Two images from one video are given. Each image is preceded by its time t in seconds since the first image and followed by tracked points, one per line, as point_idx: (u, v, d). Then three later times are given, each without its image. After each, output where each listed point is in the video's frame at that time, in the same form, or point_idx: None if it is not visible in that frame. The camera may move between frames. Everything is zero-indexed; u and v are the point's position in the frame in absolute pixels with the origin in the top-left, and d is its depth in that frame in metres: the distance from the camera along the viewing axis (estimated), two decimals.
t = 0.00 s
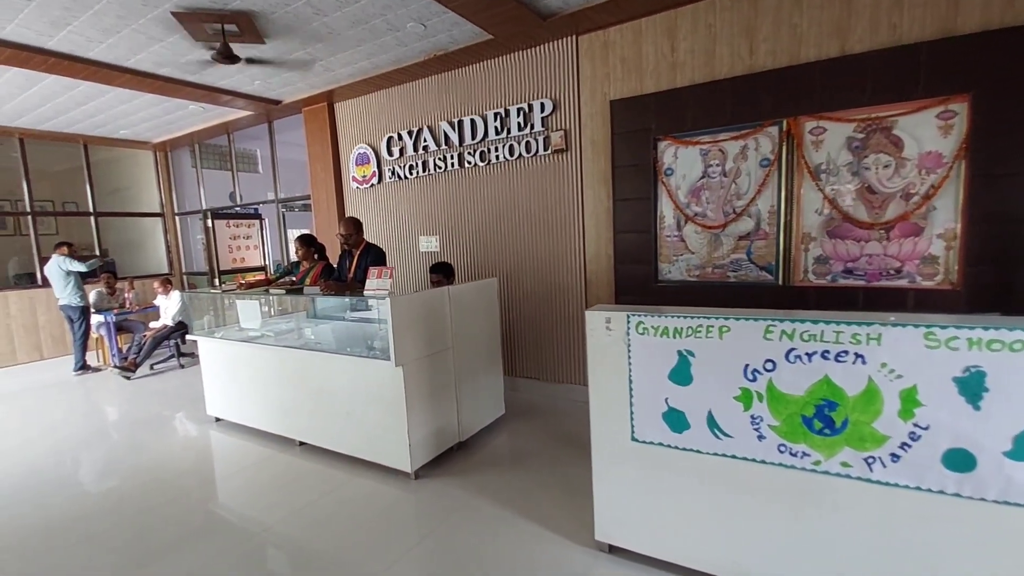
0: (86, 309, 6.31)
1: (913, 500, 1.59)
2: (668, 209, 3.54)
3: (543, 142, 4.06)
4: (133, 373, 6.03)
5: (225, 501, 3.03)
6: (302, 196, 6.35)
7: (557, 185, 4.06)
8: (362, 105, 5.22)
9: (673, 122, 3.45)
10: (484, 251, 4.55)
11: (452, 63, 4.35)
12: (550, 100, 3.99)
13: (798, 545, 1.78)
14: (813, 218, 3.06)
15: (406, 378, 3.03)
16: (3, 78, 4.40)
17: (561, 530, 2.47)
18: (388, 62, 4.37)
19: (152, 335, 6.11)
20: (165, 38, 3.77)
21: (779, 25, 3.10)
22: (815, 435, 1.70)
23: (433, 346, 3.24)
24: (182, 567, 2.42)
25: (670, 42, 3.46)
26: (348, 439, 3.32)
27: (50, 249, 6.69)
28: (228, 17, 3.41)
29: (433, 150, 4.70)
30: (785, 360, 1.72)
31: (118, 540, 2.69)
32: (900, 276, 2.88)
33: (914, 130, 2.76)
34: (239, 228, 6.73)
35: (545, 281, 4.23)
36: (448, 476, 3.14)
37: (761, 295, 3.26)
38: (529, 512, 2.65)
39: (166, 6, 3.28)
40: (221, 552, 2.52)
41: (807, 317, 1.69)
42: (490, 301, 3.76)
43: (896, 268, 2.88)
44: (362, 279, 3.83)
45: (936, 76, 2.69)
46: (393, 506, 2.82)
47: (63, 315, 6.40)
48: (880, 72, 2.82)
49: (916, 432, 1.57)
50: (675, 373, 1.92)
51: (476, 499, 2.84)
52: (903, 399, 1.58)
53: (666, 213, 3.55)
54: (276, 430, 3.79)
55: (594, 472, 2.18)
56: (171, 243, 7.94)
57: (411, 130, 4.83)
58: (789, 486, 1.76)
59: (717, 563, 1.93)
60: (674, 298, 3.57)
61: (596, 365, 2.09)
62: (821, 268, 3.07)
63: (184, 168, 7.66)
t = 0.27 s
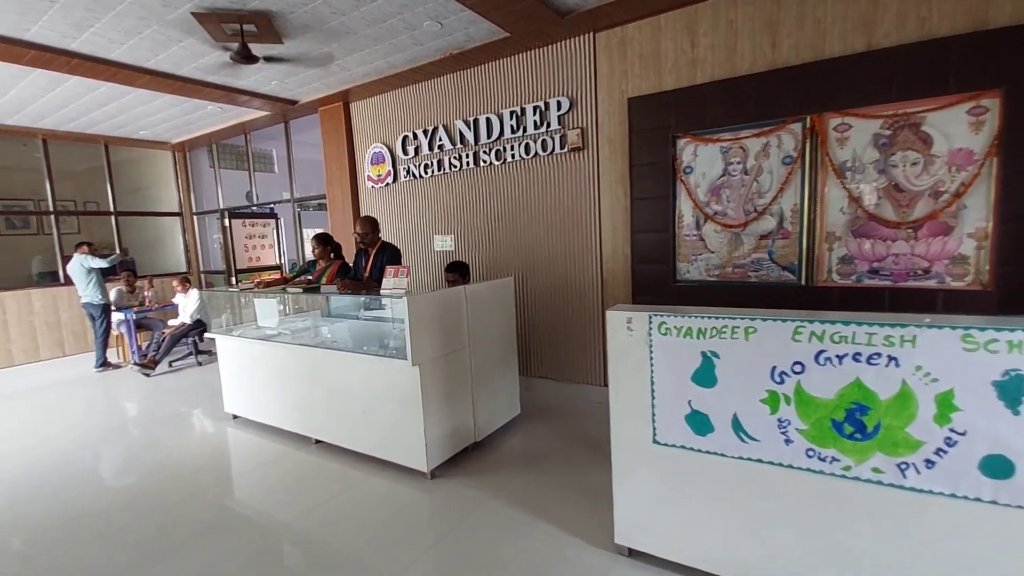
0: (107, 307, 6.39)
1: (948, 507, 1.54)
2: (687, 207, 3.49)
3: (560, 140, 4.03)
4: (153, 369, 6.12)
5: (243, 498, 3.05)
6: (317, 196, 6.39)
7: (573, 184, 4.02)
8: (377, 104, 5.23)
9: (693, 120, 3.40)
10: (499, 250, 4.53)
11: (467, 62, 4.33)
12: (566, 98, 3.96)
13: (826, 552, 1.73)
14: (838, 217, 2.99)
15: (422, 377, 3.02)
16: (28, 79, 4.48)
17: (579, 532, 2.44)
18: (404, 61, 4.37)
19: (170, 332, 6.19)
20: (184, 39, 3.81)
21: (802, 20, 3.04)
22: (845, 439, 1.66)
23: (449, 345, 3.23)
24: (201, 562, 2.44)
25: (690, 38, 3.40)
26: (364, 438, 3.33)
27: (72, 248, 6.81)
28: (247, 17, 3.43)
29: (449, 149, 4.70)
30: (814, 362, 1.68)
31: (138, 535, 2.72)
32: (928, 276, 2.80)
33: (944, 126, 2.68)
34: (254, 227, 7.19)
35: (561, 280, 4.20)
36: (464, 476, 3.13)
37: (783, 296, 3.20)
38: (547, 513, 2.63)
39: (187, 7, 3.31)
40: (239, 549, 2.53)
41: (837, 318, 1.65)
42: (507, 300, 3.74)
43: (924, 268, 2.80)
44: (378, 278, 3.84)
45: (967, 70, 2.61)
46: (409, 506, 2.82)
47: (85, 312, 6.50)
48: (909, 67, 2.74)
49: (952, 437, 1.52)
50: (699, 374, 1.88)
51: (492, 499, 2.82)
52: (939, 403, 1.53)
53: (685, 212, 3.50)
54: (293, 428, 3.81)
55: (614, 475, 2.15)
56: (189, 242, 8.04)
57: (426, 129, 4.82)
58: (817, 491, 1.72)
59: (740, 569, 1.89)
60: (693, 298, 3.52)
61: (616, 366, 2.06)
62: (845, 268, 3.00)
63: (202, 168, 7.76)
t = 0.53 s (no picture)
0: (134, 304, 6.56)
1: (988, 513, 1.49)
2: (710, 204, 3.44)
3: (579, 137, 4.00)
4: (178, 365, 6.25)
5: (266, 492, 3.09)
6: (336, 194, 6.44)
7: (593, 181, 3.99)
8: (396, 103, 5.25)
9: (716, 114, 3.34)
10: (518, 248, 4.52)
11: (486, 59, 4.32)
12: (586, 94, 3.92)
13: (858, 557, 1.69)
14: (867, 213, 2.92)
15: (442, 375, 3.02)
16: (59, 82, 4.60)
17: (600, 533, 2.42)
18: (423, 59, 4.38)
19: (195, 329, 6.32)
20: (208, 40, 3.87)
21: (830, 10, 2.96)
22: (879, 442, 1.61)
23: (469, 343, 3.23)
24: (226, 555, 2.48)
25: (714, 31, 3.34)
26: (385, 435, 3.35)
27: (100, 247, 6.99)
28: (269, 17, 3.47)
29: (467, 146, 4.69)
30: (847, 362, 1.64)
31: (166, 527, 2.78)
32: (962, 274, 2.71)
33: (980, 118, 2.59)
34: (275, 226, 7.29)
35: (581, 278, 4.17)
36: (483, 474, 3.13)
37: (809, 294, 3.13)
38: (567, 513, 2.61)
39: (211, 9, 3.36)
40: (263, 542, 2.57)
41: (871, 317, 1.60)
42: (526, 298, 3.72)
43: (958, 265, 2.71)
44: (398, 276, 3.86)
45: (1005, 60, 2.52)
46: (430, 503, 2.83)
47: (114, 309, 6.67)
48: (942, 57, 2.65)
49: (992, 440, 1.47)
50: (726, 374, 1.85)
51: (512, 497, 2.81)
52: (979, 405, 1.47)
53: (708, 208, 3.45)
54: (314, 424, 3.85)
55: (637, 475, 2.12)
56: (212, 241, 8.19)
57: (445, 127, 4.83)
58: (849, 495, 1.67)
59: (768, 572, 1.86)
60: (715, 296, 3.46)
61: (640, 365, 2.04)
62: (875, 266, 2.93)
63: (224, 168, 7.88)
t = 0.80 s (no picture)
0: (164, 303, 6.76)
1: None
2: (733, 201, 3.37)
3: (599, 135, 3.96)
4: (205, 362, 6.41)
5: (289, 488, 3.15)
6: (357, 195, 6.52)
7: (613, 179, 3.95)
8: (415, 103, 5.29)
9: (739, 110, 3.28)
10: (537, 247, 4.51)
11: (505, 58, 4.32)
12: (606, 91, 3.89)
13: (889, 565, 1.63)
14: (898, 209, 2.82)
15: (461, 374, 3.03)
16: (92, 89, 4.76)
17: (620, 534, 2.40)
18: (442, 59, 4.40)
19: (221, 327, 6.47)
20: (233, 45, 3.95)
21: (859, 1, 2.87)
22: (910, 446, 1.56)
23: (488, 342, 3.23)
24: (250, 549, 2.53)
25: (737, 25, 3.28)
26: (405, 433, 3.38)
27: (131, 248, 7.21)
28: (292, 21, 3.52)
29: (486, 146, 4.70)
30: (877, 364, 1.59)
31: (193, 520, 2.85)
32: (999, 273, 2.61)
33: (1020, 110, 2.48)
34: (297, 227, 7.61)
35: (600, 277, 4.14)
36: (502, 473, 3.13)
37: (836, 293, 3.05)
38: (586, 514, 2.59)
39: (235, 14, 3.42)
40: (286, 537, 2.61)
41: (902, 317, 1.55)
42: (545, 297, 3.71)
43: (995, 263, 2.61)
44: (417, 276, 3.89)
45: None
46: (449, 502, 2.84)
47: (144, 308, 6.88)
48: (978, 47, 2.55)
49: None
50: (750, 375, 1.81)
51: (531, 498, 2.80)
52: (1018, 410, 1.41)
53: (731, 206, 3.38)
54: (336, 422, 3.91)
55: (658, 478, 2.09)
56: (238, 242, 8.37)
57: (464, 126, 4.84)
58: (879, 501, 1.62)
59: None
60: (739, 295, 3.40)
61: (661, 365, 2.01)
62: (906, 264, 2.83)
63: (249, 170, 8.05)
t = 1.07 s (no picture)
0: (198, 302, 6.99)
1: None
2: (760, 199, 3.29)
3: (621, 133, 3.92)
4: (236, 359, 6.60)
5: (314, 483, 3.22)
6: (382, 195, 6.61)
7: (635, 177, 3.91)
8: (438, 104, 5.33)
9: (766, 106, 3.20)
10: (559, 246, 4.49)
11: (527, 57, 4.31)
12: (629, 89, 3.84)
13: None
14: (934, 207, 2.71)
15: (482, 374, 3.04)
16: (130, 96, 4.94)
17: (641, 538, 2.37)
18: (464, 60, 4.42)
19: (251, 325, 6.65)
20: (261, 51, 4.05)
21: None
22: (943, 454, 1.50)
23: (509, 342, 3.23)
24: (276, 542, 2.59)
25: (764, 18, 3.19)
26: (427, 431, 3.41)
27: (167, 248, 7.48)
28: (317, 26, 3.59)
29: (508, 145, 4.70)
30: (909, 368, 1.53)
31: (222, 513, 2.93)
32: None
33: None
34: (324, 228, 7.47)
35: (623, 277, 4.09)
36: (522, 473, 3.13)
37: (869, 293, 2.94)
38: (607, 516, 2.57)
39: (263, 21, 3.51)
40: (310, 532, 2.66)
41: (936, 320, 1.49)
42: (567, 297, 3.69)
43: None
44: (439, 275, 3.92)
45: None
46: (469, 500, 2.85)
47: (180, 306, 7.13)
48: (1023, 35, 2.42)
49: None
50: (775, 378, 1.76)
51: (551, 498, 2.79)
52: None
53: (758, 204, 3.30)
54: (360, 419, 3.97)
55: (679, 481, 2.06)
56: (268, 242, 8.59)
57: (486, 126, 4.85)
58: (910, 510, 1.57)
59: None
60: (765, 295, 3.32)
61: (682, 367, 1.98)
62: (944, 264, 2.72)
63: (278, 172, 8.24)
